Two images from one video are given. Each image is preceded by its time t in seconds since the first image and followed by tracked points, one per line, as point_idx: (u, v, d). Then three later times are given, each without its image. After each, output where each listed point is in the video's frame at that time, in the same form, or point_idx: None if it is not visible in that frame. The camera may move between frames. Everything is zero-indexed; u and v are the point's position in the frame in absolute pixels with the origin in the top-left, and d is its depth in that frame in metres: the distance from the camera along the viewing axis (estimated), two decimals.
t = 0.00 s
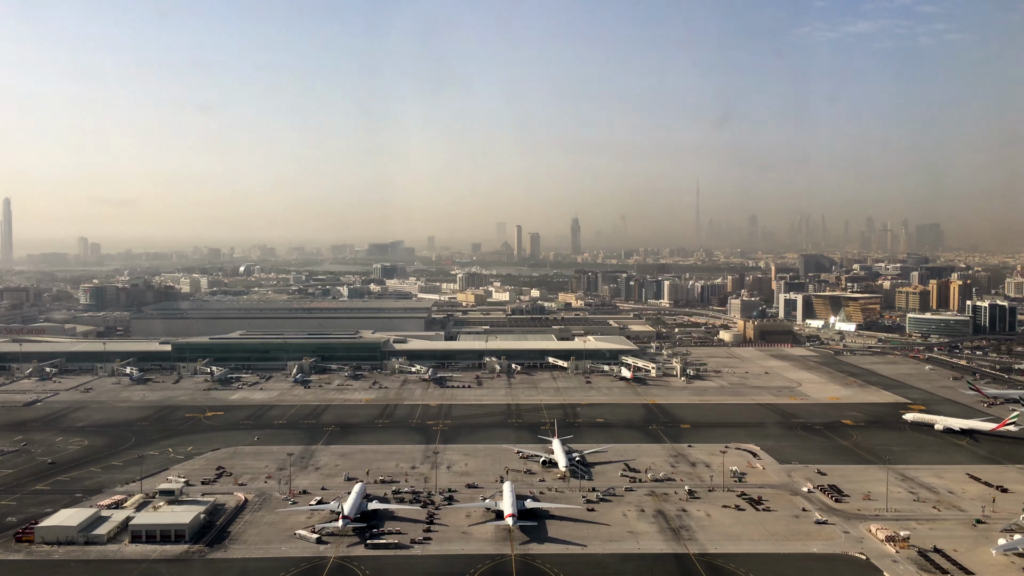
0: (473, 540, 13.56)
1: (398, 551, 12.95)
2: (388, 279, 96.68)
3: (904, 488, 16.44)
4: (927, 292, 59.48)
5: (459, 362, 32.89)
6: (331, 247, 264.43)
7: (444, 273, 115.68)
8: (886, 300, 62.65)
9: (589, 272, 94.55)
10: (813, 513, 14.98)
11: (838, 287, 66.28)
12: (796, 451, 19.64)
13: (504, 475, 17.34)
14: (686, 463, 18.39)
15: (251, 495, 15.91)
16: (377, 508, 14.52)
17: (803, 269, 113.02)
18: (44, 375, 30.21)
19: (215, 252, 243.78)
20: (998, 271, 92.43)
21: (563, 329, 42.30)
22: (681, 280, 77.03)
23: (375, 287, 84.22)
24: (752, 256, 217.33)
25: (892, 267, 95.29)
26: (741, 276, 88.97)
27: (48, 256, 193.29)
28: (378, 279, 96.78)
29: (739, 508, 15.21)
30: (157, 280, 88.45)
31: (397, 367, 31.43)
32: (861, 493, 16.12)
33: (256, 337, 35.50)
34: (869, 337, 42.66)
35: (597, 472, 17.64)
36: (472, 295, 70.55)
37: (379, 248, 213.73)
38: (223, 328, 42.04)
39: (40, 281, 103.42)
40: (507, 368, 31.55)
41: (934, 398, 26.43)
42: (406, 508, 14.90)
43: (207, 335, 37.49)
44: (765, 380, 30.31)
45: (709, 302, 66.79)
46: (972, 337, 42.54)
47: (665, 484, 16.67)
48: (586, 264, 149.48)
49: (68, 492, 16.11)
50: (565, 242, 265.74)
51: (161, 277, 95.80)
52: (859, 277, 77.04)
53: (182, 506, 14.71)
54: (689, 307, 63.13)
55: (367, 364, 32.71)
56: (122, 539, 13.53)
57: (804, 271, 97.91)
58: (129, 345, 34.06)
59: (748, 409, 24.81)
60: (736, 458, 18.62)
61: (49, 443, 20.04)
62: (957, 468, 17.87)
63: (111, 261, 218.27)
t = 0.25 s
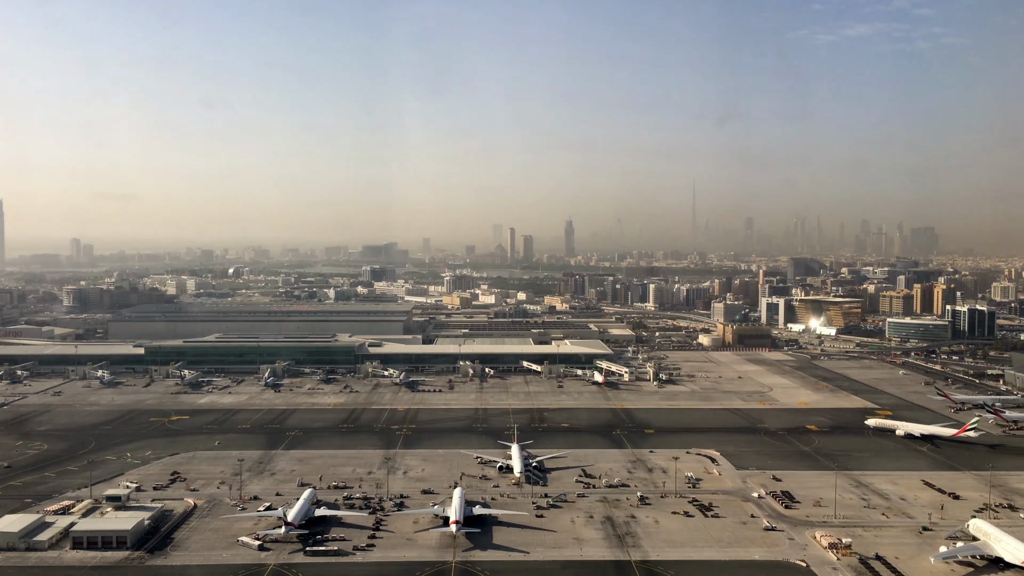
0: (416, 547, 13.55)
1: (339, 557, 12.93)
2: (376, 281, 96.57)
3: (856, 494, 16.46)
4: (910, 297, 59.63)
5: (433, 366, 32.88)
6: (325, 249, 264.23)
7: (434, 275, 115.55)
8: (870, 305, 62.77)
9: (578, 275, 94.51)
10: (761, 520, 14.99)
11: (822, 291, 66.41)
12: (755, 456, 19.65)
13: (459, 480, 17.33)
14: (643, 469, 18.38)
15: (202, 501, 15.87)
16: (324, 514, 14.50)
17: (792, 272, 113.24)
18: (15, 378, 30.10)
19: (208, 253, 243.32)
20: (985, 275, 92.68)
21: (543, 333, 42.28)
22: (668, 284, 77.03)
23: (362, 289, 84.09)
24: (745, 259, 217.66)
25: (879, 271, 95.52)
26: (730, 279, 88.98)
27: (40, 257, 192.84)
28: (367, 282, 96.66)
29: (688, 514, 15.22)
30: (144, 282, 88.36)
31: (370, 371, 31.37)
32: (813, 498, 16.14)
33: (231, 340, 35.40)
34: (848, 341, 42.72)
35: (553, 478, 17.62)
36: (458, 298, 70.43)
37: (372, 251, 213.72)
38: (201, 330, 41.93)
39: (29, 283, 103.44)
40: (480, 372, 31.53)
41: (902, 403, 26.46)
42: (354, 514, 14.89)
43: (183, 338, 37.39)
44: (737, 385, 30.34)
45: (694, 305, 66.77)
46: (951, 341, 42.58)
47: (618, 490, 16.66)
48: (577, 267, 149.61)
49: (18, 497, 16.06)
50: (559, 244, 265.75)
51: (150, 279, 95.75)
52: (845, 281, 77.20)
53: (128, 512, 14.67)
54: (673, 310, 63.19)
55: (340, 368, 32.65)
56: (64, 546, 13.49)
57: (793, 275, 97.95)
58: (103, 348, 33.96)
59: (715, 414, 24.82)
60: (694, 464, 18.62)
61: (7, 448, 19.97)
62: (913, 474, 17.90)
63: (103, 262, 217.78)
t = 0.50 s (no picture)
0: (353, 548, 13.54)
1: (273, 560, 12.91)
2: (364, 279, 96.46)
3: (803, 494, 16.49)
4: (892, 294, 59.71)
5: (405, 365, 32.83)
6: (318, 246, 263.59)
7: (423, 272, 115.36)
8: (852, 302, 62.84)
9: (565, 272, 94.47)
10: (704, 520, 15.01)
11: (806, 288, 66.45)
12: (710, 456, 19.65)
13: (408, 480, 17.30)
14: (595, 468, 18.37)
15: (146, 502, 15.84)
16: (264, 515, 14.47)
17: (780, 269, 113.34)
18: None
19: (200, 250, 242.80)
20: (972, 273, 92.82)
21: (520, 331, 42.23)
22: (653, 281, 77.03)
23: (348, 287, 83.93)
24: (738, 256, 217.67)
25: (866, 268, 95.61)
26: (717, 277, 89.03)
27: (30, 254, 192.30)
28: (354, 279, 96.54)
29: (631, 514, 15.23)
30: (130, 280, 88.20)
31: (340, 370, 31.32)
32: (759, 498, 16.16)
33: (204, 339, 35.30)
34: (825, 339, 42.77)
35: (503, 478, 17.59)
36: (443, 295, 70.36)
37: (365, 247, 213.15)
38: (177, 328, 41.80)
39: (15, 280, 103.09)
40: (450, 371, 31.49)
41: (867, 401, 26.49)
42: (296, 515, 14.87)
43: (156, 337, 37.29)
44: (707, 384, 30.33)
45: (678, 303, 66.78)
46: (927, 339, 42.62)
47: (565, 490, 16.65)
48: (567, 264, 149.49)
49: None
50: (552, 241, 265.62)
51: (136, 277, 95.53)
52: (830, 279, 77.29)
53: (68, 513, 14.63)
54: (656, 308, 63.23)
55: (311, 367, 32.59)
56: None
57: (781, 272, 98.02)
58: (74, 347, 33.86)
59: (679, 413, 24.81)
60: (647, 464, 18.62)
61: None
62: (864, 473, 17.94)
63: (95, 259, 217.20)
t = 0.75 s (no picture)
0: (300, 546, 13.54)
1: (218, 558, 12.91)
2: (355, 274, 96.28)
3: (759, 493, 16.49)
4: (880, 290, 59.68)
5: (382, 361, 32.83)
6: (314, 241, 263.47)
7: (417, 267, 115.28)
8: (841, 298, 62.82)
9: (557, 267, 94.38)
10: (655, 518, 15.02)
11: (795, 284, 66.44)
12: (673, 454, 19.65)
13: (366, 477, 17.30)
14: (555, 466, 18.37)
15: (101, 500, 15.83)
16: (214, 513, 14.47)
17: (774, 264, 113.33)
18: None
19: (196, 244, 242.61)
20: (964, 268, 92.77)
21: (502, 327, 42.21)
22: (643, 276, 76.96)
23: (339, 282, 83.82)
24: (734, 251, 217.55)
25: (859, 263, 95.60)
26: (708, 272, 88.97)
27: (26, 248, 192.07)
28: (346, 274, 96.36)
29: (584, 513, 15.23)
30: (120, 274, 88.18)
31: (317, 366, 31.31)
32: (714, 497, 16.17)
33: (183, 334, 35.25)
34: (808, 335, 42.74)
35: (462, 476, 17.58)
36: (432, 290, 70.27)
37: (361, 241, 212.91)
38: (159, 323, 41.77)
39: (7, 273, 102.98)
40: (427, 367, 31.48)
41: (839, 398, 26.49)
42: (247, 513, 14.87)
43: (136, 332, 37.25)
44: (683, 380, 30.32)
45: (667, 298, 66.73)
46: (910, 335, 42.59)
47: (521, 488, 16.65)
48: (561, 259, 149.45)
49: None
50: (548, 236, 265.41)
51: (128, 272, 95.51)
52: (821, 274, 77.25)
53: (19, 511, 14.63)
54: (644, 303, 63.20)
55: (288, 363, 32.57)
56: None
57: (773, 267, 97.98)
58: (52, 342, 33.84)
59: (650, 410, 24.81)
60: (608, 463, 18.61)
61: None
62: (824, 471, 17.93)
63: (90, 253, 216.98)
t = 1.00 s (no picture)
0: (238, 548, 13.54)
1: (153, 561, 12.91)
2: (345, 271, 96.19)
3: (708, 494, 16.51)
4: (864, 289, 59.72)
5: (355, 360, 32.83)
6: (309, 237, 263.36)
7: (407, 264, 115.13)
8: (825, 296, 62.85)
9: (546, 265, 94.28)
10: (599, 520, 15.03)
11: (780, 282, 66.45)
12: (630, 454, 19.68)
13: (317, 478, 17.29)
14: (509, 466, 18.39)
15: (48, 500, 15.82)
16: (156, 514, 14.45)
17: (764, 263, 113.36)
18: None
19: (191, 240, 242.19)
20: (953, 267, 92.83)
21: (481, 325, 42.23)
22: (631, 275, 76.93)
23: (327, 279, 83.66)
24: (729, 248, 217.47)
25: (848, 262, 95.64)
26: (697, 270, 88.92)
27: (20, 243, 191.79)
28: (335, 271, 96.24)
29: (528, 514, 15.24)
30: (109, 271, 88.13)
31: (289, 364, 31.32)
32: (661, 499, 16.18)
33: (157, 332, 35.22)
34: (786, 335, 42.77)
35: (414, 476, 17.59)
36: (418, 288, 70.19)
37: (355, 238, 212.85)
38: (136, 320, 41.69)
39: None
40: (399, 366, 31.48)
41: (806, 398, 26.53)
42: (191, 514, 14.86)
43: (112, 330, 37.21)
44: (653, 380, 30.34)
45: (653, 296, 66.75)
46: (889, 335, 42.63)
47: (471, 489, 16.66)
48: (554, 256, 149.48)
49: None
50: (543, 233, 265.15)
51: (116, 268, 95.39)
52: (808, 273, 77.28)
53: None
54: (629, 302, 63.19)
55: (261, 361, 32.60)
56: None
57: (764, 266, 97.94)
58: (25, 340, 33.78)
59: (615, 410, 24.82)
60: (563, 463, 18.63)
61: None
62: (776, 472, 17.95)
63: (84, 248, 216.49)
